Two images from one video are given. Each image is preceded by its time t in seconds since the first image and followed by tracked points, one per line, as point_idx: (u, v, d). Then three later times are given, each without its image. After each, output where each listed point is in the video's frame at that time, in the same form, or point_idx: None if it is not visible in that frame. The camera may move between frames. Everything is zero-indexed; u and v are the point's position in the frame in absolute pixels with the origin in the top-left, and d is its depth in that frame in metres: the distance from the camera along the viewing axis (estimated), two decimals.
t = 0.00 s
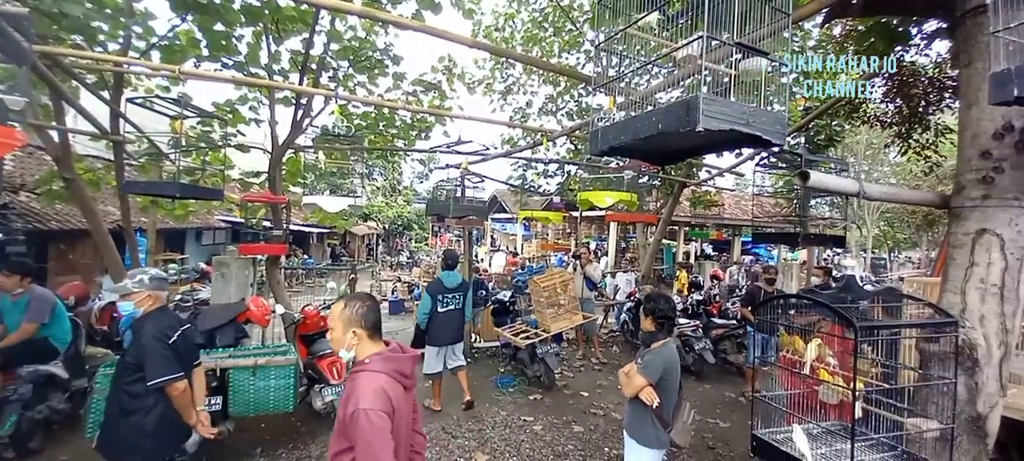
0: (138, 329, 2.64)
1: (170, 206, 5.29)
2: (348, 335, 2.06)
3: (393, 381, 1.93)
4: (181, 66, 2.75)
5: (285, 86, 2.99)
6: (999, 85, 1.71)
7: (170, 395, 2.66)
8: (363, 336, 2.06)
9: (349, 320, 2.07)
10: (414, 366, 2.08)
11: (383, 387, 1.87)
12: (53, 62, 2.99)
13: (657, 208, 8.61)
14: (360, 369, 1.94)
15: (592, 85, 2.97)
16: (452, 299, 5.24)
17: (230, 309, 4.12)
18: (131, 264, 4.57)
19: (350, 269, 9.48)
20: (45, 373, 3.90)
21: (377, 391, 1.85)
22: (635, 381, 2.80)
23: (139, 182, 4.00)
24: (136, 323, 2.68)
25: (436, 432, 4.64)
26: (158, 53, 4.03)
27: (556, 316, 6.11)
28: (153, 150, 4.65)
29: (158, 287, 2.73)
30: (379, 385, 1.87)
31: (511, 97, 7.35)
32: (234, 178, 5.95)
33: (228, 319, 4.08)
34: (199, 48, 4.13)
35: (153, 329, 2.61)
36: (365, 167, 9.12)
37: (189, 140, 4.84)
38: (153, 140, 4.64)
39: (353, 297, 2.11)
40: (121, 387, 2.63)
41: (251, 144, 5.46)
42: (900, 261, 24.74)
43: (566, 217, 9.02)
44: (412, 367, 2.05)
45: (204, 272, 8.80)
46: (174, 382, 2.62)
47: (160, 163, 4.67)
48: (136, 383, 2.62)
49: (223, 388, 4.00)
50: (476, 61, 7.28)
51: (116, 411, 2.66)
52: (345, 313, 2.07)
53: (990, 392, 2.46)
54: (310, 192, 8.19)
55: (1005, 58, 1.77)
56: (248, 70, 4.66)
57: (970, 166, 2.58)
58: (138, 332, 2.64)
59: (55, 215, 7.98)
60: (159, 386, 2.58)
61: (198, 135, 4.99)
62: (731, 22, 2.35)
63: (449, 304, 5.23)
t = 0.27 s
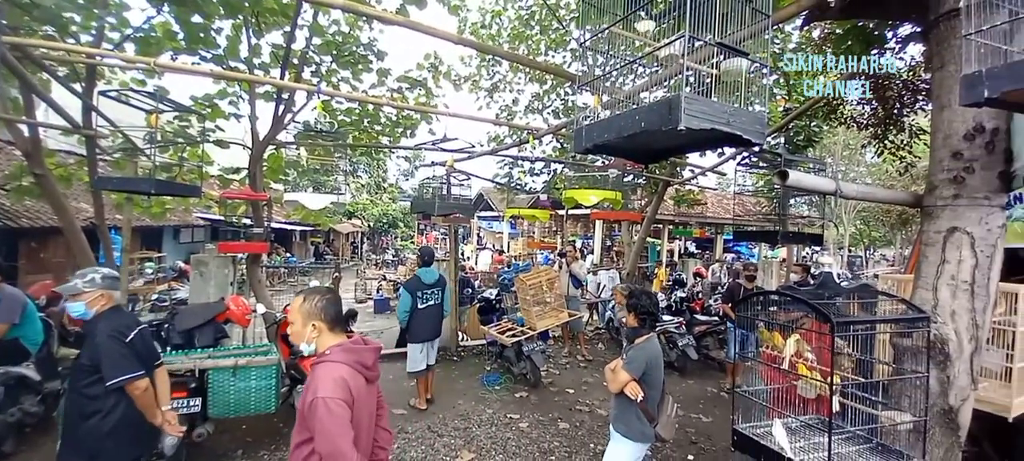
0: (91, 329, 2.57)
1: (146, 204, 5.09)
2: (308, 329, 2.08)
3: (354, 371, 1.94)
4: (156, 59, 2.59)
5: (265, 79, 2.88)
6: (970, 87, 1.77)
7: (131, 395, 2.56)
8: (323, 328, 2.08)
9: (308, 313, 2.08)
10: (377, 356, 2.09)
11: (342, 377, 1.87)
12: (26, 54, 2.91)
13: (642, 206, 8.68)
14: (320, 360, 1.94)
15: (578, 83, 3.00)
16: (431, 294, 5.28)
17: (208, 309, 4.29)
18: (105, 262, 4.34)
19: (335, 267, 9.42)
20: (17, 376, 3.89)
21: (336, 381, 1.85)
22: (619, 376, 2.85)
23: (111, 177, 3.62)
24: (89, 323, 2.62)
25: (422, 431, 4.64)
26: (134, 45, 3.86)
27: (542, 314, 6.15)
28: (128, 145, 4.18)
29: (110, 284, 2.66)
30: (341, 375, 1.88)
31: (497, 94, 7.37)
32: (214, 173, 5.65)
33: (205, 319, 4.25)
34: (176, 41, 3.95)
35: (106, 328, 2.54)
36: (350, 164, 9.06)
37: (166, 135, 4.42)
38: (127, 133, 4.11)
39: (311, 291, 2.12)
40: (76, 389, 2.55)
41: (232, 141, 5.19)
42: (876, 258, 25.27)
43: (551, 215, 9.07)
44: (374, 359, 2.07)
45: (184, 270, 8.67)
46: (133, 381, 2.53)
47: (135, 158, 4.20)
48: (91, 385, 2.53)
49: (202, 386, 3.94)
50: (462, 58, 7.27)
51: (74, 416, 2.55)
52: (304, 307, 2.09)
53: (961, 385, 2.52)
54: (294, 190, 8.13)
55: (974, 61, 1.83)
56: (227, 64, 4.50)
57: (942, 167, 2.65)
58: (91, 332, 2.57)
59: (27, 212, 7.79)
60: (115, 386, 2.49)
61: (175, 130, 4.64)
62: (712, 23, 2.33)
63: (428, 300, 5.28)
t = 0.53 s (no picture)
0: (38, 337, 2.54)
1: (128, 203, 4.98)
2: (266, 330, 2.07)
3: (306, 374, 1.93)
4: (140, 54, 2.53)
5: (252, 76, 2.85)
6: (949, 88, 1.82)
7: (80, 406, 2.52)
8: (282, 329, 2.08)
9: (265, 314, 2.07)
10: (334, 358, 2.08)
11: (293, 381, 1.86)
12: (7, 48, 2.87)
13: (631, 205, 8.73)
14: (273, 363, 1.93)
15: (568, 83, 3.02)
16: (418, 291, 5.37)
17: (194, 309, 4.24)
18: (86, 263, 4.22)
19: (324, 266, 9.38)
20: None
21: (286, 385, 1.84)
22: (606, 372, 2.89)
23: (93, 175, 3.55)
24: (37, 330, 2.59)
25: (411, 431, 4.64)
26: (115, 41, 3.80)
27: (532, 313, 6.17)
28: (110, 142, 4.03)
29: (57, 290, 2.63)
30: (290, 378, 1.87)
31: (488, 93, 7.38)
32: (199, 171, 5.46)
33: (190, 319, 4.20)
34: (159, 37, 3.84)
35: (53, 337, 2.51)
36: (340, 162, 9.04)
37: (147, 131, 4.12)
38: (108, 130, 3.98)
39: (270, 292, 2.11)
40: (29, 396, 2.54)
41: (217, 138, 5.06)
42: (861, 257, 25.62)
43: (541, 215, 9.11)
44: (330, 362, 2.05)
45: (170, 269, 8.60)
46: (81, 391, 2.48)
47: (116, 156, 4.03)
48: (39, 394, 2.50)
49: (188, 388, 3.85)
50: (452, 56, 7.27)
51: (29, 424, 2.54)
52: (261, 308, 2.08)
53: (941, 381, 2.57)
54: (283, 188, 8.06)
55: (952, 63, 1.88)
56: (212, 61, 4.41)
57: (922, 167, 2.70)
58: (37, 341, 2.53)
59: (5, 213, 7.66)
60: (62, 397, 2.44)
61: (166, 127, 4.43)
62: (699, 25, 2.34)
63: (415, 298, 5.35)
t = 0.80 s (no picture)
0: None
1: (116, 203, 4.93)
2: (197, 343, 1.91)
3: (233, 392, 1.74)
4: (129, 53, 2.51)
5: (243, 75, 2.83)
6: (935, 90, 1.85)
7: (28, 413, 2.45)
8: (215, 342, 1.93)
9: (194, 327, 1.91)
10: (269, 373, 1.88)
11: (215, 401, 1.68)
12: None
13: (624, 205, 8.76)
14: (198, 382, 1.75)
15: (560, 83, 3.03)
16: (409, 289, 5.48)
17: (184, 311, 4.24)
18: (73, 265, 4.19)
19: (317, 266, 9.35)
20: None
21: (207, 405, 1.65)
22: (597, 370, 2.92)
23: (78, 174, 3.52)
24: None
25: (404, 433, 4.63)
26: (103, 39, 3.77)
27: (525, 313, 6.17)
28: (96, 141, 3.97)
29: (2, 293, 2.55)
30: (212, 399, 1.68)
31: (481, 93, 7.39)
32: (188, 172, 5.38)
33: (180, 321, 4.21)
34: (147, 36, 3.80)
35: None
36: (332, 162, 9.01)
37: (136, 130, 4.14)
38: (94, 130, 3.94)
39: (199, 302, 1.95)
40: None
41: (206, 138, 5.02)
42: (850, 256, 25.84)
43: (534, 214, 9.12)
44: (265, 377, 1.86)
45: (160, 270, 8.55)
46: (29, 399, 2.41)
47: (104, 156, 4.00)
48: None
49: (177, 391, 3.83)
50: (445, 56, 7.27)
51: None
52: (189, 319, 1.91)
53: (929, 378, 2.60)
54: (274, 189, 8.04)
55: (941, 64, 1.91)
56: (202, 59, 4.39)
57: (909, 167, 2.73)
58: None
59: None
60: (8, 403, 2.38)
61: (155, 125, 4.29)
62: (691, 25, 2.35)
63: (406, 295, 5.47)
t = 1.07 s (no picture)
0: None
1: (102, 206, 4.87)
2: (120, 346, 1.77)
3: (164, 398, 1.62)
4: (115, 54, 2.48)
5: (232, 77, 2.82)
6: (920, 92, 1.88)
7: None
8: (141, 344, 1.78)
9: (116, 329, 1.77)
10: (204, 376, 1.77)
11: (144, 407, 1.56)
12: None
13: (617, 207, 8.79)
14: (123, 388, 1.62)
15: (552, 85, 3.04)
16: (399, 289, 5.75)
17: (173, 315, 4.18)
18: (59, 269, 4.16)
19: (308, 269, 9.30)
20: None
21: (135, 413, 1.54)
22: (588, 369, 2.93)
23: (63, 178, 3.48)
24: None
25: (397, 437, 4.62)
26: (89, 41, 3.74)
27: (518, 314, 6.16)
28: (82, 144, 3.95)
29: None
30: (141, 405, 1.56)
31: (474, 95, 7.39)
32: (176, 174, 5.33)
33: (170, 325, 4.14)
34: (134, 37, 3.76)
35: None
36: (324, 164, 8.97)
37: (123, 133, 4.12)
38: (80, 132, 3.92)
39: (122, 303, 1.81)
40: None
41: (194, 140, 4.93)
42: (840, 256, 26.04)
43: (527, 216, 9.13)
44: (200, 379, 1.75)
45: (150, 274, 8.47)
46: None
47: (91, 159, 3.96)
48: None
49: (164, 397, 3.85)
50: (437, 58, 7.27)
51: None
52: (111, 322, 1.77)
53: (917, 376, 2.63)
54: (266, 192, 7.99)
55: (927, 66, 1.94)
56: (190, 61, 4.36)
57: (895, 168, 2.77)
58: None
59: None
60: None
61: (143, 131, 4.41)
62: (680, 28, 2.36)
63: (397, 294, 5.74)
